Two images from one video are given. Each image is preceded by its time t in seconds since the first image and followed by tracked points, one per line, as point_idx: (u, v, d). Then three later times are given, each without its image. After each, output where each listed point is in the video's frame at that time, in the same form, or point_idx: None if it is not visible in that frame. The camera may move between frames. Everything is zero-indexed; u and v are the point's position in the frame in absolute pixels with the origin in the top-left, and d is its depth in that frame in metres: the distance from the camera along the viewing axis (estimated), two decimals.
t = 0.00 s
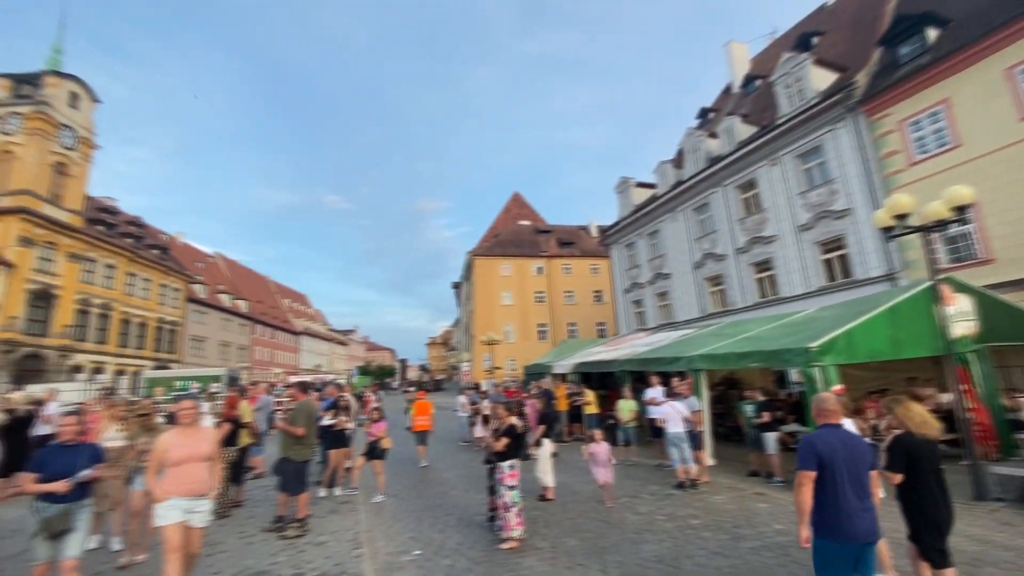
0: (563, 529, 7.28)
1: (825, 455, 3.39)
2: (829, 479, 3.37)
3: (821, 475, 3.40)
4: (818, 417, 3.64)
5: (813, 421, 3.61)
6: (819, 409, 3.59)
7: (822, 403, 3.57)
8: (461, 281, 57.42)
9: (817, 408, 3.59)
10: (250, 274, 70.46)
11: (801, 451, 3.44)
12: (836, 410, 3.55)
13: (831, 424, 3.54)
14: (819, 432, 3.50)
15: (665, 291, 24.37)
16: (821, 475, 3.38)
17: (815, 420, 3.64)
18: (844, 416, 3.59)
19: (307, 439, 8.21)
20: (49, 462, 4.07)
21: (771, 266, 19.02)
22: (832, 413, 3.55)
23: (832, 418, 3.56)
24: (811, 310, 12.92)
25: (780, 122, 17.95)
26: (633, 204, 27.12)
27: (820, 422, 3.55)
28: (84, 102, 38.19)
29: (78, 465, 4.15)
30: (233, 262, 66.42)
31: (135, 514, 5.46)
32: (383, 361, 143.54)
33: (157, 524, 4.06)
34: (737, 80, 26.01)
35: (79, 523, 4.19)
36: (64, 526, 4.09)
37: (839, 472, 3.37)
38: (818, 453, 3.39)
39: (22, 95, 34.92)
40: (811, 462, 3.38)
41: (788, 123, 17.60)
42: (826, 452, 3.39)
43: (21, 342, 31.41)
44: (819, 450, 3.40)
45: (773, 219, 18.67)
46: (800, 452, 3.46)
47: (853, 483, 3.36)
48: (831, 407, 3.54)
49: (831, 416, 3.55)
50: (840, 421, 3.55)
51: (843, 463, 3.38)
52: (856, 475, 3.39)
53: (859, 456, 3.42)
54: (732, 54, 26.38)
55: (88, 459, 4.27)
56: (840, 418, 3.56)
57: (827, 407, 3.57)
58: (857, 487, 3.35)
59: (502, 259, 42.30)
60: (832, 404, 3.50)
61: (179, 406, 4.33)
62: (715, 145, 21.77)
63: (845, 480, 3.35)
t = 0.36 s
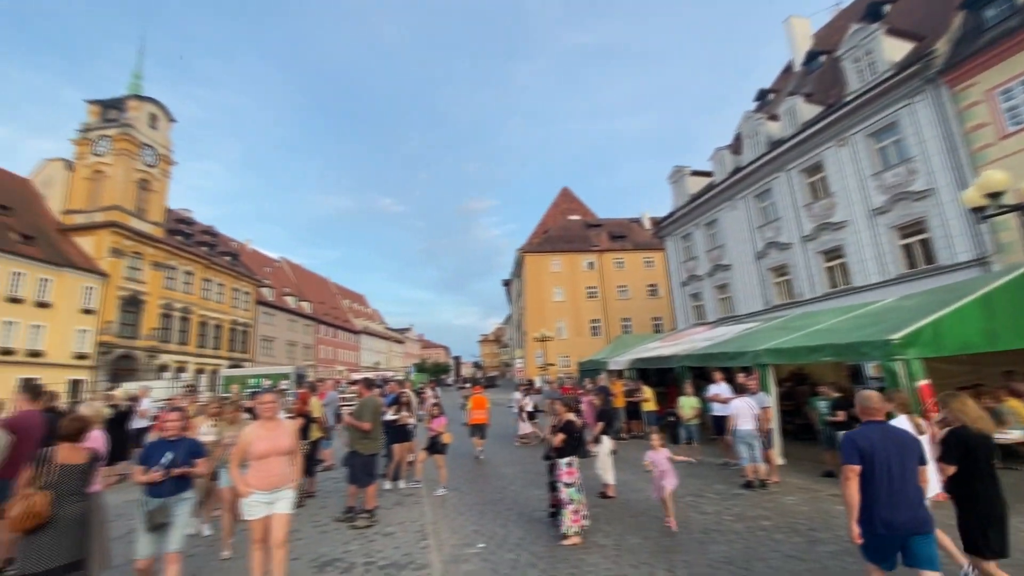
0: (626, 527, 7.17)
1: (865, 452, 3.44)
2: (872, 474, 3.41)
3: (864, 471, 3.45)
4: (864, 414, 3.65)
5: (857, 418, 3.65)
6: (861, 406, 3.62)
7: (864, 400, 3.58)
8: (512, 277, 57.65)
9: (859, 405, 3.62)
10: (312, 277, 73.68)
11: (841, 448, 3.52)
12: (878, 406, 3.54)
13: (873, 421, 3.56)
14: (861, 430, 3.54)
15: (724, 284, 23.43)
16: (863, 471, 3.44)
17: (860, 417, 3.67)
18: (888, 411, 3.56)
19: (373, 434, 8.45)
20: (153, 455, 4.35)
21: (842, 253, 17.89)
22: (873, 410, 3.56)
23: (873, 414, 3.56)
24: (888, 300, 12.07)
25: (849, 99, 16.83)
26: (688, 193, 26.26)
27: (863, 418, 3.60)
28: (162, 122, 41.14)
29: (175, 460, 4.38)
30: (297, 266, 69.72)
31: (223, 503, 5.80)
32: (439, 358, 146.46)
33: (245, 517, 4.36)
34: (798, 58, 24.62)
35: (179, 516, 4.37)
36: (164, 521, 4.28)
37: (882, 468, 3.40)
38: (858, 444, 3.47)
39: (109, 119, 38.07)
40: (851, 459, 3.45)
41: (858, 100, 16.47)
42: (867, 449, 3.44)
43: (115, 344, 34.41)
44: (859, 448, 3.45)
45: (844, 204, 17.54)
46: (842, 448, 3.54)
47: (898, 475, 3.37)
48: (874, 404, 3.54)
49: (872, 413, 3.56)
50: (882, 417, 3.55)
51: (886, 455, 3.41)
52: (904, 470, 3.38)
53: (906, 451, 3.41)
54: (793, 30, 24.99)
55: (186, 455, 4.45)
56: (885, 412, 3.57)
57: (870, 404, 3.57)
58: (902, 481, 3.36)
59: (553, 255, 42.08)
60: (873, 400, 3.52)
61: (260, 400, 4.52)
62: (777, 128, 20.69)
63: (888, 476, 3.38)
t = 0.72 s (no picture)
0: (688, 528, 7.00)
1: (905, 440, 3.70)
2: (911, 460, 3.66)
3: (904, 457, 3.70)
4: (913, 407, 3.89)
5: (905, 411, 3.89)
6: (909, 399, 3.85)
7: (910, 393, 3.83)
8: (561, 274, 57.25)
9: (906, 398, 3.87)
10: (366, 278, 76.02)
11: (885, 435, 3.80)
12: (924, 399, 3.78)
13: (918, 412, 3.80)
14: (904, 421, 3.80)
15: (786, 275, 22.36)
16: (903, 456, 3.69)
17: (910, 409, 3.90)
18: (934, 403, 3.78)
19: (429, 430, 8.71)
20: (232, 451, 4.57)
21: (918, 240, 16.69)
22: (920, 402, 3.80)
23: (921, 406, 3.80)
24: (973, 289, 11.16)
25: (922, 74, 15.67)
26: (744, 182, 25.23)
27: (909, 411, 3.83)
28: (227, 136, 43.60)
29: (252, 457, 4.59)
30: (352, 267, 72.16)
31: (296, 496, 6.05)
32: (490, 356, 147.81)
33: (318, 518, 4.35)
34: (863, 33, 23.14)
35: (257, 509, 4.61)
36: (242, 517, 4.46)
37: (920, 455, 3.62)
38: (898, 432, 3.74)
39: (180, 136, 40.73)
40: (891, 445, 3.73)
41: (933, 73, 15.30)
42: (908, 437, 3.69)
43: (190, 345, 36.86)
44: (899, 434, 3.73)
45: (919, 186, 16.36)
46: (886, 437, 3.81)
47: (942, 460, 3.57)
48: (918, 396, 3.78)
49: (919, 405, 3.80)
50: (928, 408, 3.78)
51: (929, 441, 3.63)
52: (944, 459, 3.58)
53: (948, 440, 3.61)
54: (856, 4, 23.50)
55: (261, 452, 4.67)
56: (930, 404, 3.80)
57: (916, 396, 3.81)
58: (942, 466, 3.56)
59: (602, 250, 41.49)
60: (916, 393, 3.77)
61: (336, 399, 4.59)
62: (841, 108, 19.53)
63: (925, 461, 3.60)
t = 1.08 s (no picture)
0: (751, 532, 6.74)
1: (963, 440, 3.53)
2: (972, 460, 3.49)
3: (963, 458, 3.54)
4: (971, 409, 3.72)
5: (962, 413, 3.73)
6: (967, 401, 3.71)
7: (968, 394, 3.69)
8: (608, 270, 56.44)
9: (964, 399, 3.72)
10: (415, 278, 77.51)
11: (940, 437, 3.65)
12: (985, 399, 3.63)
13: (977, 412, 3.64)
14: (963, 421, 3.63)
15: (851, 267, 21.13)
16: (963, 457, 3.52)
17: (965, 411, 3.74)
18: (994, 404, 3.62)
19: (482, 426, 8.80)
20: (290, 450, 4.68)
21: (1004, 225, 15.38)
22: (979, 402, 3.64)
23: (979, 406, 3.64)
24: None
25: (1006, 44, 14.42)
26: (802, 169, 24.05)
27: (966, 411, 3.70)
28: (283, 145, 45.62)
29: (313, 454, 4.71)
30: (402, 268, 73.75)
31: (356, 492, 6.23)
32: (538, 353, 147.65)
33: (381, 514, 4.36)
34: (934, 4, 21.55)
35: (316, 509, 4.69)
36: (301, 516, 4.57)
37: (981, 456, 3.46)
38: (956, 430, 3.57)
39: (241, 147, 42.92)
40: (950, 445, 3.57)
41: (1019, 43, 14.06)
42: (968, 437, 3.52)
43: (254, 344, 38.84)
44: (957, 435, 3.55)
45: (1005, 167, 15.08)
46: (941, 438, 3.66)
47: (999, 458, 3.41)
48: (978, 397, 3.64)
49: (979, 404, 3.64)
50: (988, 409, 3.61)
51: (987, 439, 3.47)
52: (1009, 458, 3.40)
53: (1013, 440, 3.43)
54: None
55: (320, 450, 4.79)
56: (992, 407, 3.65)
57: (974, 397, 3.67)
58: (1005, 467, 3.40)
59: (651, 245, 40.58)
60: (977, 393, 3.63)
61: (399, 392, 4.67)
62: (911, 86, 18.26)
63: (987, 462, 3.43)
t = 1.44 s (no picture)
0: (820, 538, 6.42)
1: None
2: None
3: None
4: None
5: None
6: None
7: None
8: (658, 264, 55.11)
9: None
10: (462, 277, 78.45)
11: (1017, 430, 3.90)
12: None
13: None
14: None
15: (926, 256, 19.73)
16: None
17: None
18: None
19: (534, 423, 8.79)
20: (347, 450, 4.67)
21: None
22: None
23: None
24: None
25: None
26: (868, 153, 22.65)
27: None
28: (335, 152, 47.25)
29: (367, 454, 4.71)
30: (449, 267, 74.82)
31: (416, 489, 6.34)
32: (586, 351, 146.21)
33: (437, 513, 4.40)
34: None
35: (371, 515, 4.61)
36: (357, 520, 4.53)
37: None
38: None
39: (296, 155, 44.76)
40: None
41: None
42: None
43: (312, 343, 40.47)
44: None
45: None
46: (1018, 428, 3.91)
47: None
48: None
49: None
50: None
51: None
52: None
53: None
54: None
55: (376, 450, 4.75)
56: None
57: None
58: None
59: (703, 238, 39.33)
60: None
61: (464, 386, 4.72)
62: (993, 57, 16.87)
63: None
